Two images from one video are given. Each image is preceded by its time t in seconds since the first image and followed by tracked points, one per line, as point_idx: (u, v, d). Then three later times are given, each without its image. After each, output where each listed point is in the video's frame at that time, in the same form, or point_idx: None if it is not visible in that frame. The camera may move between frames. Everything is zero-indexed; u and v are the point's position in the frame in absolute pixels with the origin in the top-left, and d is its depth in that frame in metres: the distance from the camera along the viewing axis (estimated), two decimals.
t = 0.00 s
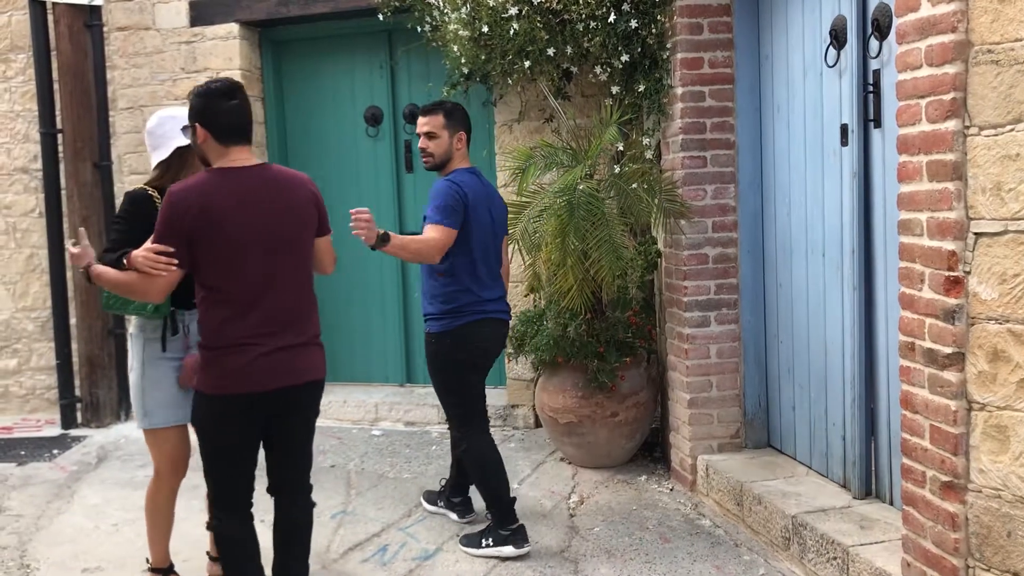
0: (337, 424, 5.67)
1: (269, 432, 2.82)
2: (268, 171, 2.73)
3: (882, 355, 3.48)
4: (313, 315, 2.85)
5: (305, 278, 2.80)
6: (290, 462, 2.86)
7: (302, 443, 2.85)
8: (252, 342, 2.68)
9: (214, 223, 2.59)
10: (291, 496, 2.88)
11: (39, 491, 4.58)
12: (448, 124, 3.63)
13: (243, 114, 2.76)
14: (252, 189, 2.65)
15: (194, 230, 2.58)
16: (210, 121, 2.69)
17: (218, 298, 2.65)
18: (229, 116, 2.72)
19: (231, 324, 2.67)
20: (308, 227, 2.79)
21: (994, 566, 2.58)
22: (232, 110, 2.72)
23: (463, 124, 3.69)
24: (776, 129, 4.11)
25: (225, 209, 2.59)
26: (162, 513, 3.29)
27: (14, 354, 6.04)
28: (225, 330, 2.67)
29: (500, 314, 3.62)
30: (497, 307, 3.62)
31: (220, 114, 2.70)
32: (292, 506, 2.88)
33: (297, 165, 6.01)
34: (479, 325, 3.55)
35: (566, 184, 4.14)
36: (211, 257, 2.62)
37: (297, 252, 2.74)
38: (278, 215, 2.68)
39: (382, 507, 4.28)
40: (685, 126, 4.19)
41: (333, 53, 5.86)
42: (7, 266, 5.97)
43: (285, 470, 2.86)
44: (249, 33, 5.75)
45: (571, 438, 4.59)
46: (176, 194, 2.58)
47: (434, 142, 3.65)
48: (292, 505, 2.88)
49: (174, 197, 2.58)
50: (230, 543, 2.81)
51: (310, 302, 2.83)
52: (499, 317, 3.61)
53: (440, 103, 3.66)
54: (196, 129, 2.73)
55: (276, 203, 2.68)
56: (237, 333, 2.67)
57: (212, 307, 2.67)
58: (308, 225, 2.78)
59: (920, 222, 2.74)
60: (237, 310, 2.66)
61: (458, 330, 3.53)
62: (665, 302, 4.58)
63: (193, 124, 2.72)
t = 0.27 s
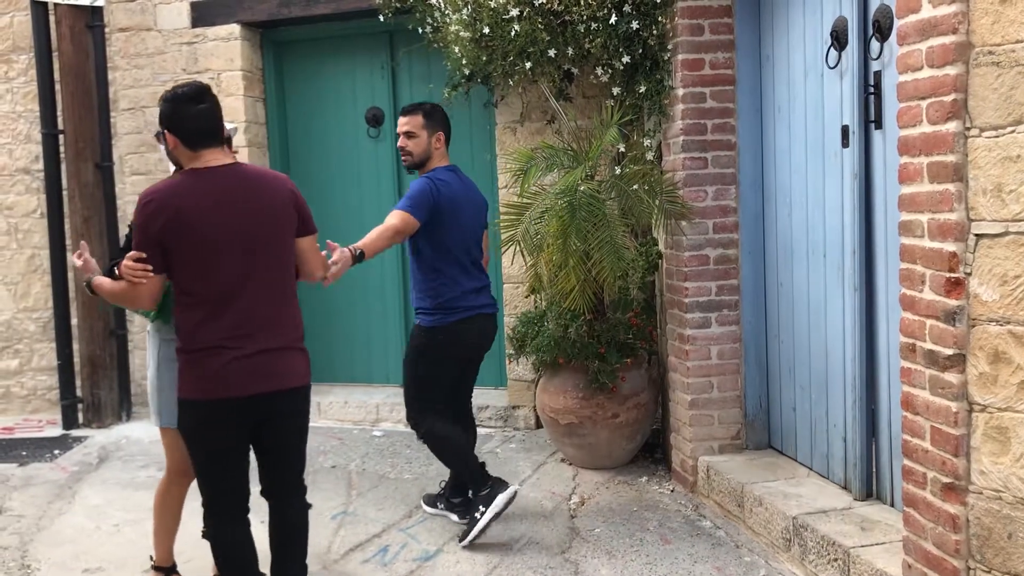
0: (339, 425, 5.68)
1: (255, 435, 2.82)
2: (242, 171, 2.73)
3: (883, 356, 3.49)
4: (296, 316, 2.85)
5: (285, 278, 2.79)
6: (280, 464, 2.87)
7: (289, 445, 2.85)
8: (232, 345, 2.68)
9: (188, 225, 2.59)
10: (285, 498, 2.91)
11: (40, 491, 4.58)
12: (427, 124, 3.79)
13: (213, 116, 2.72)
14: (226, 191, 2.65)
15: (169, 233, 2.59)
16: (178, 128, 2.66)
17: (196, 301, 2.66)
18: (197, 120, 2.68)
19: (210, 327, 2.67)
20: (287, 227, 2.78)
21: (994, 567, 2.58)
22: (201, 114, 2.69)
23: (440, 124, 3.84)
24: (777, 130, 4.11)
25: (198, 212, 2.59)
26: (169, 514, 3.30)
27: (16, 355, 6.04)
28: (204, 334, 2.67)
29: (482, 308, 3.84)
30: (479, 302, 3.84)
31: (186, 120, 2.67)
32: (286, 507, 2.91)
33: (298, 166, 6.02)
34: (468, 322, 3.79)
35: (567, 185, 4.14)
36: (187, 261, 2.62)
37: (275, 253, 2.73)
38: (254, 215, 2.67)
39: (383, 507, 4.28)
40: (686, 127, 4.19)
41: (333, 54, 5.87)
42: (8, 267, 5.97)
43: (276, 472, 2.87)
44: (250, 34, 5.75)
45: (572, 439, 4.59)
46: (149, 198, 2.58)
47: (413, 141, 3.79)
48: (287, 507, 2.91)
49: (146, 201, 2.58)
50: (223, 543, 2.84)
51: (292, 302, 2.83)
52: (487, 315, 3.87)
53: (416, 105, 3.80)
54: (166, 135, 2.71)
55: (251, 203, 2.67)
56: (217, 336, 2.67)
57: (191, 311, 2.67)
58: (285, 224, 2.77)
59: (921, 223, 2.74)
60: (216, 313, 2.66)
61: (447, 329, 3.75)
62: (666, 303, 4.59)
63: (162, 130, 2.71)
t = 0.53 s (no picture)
0: (340, 425, 5.68)
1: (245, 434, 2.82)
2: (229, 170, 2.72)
3: (883, 356, 3.48)
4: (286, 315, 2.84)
5: (274, 278, 2.78)
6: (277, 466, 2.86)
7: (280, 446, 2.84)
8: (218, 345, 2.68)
9: (171, 225, 2.60)
10: (279, 500, 2.90)
11: (40, 491, 4.59)
12: (406, 126, 3.82)
13: (195, 109, 2.73)
14: (210, 190, 2.64)
15: (153, 234, 2.60)
16: (165, 119, 2.67)
17: (183, 301, 2.67)
18: (184, 112, 2.70)
19: (197, 328, 2.68)
20: (275, 226, 2.76)
21: (995, 567, 2.58)
22: (182, 108, 2.70)
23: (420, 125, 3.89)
24: (779, 130, 4.10)
25: (182, 212, 2.60)
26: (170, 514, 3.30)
27: (17, 354, 6.04)
28: (191, 334, 2.68)
29: (467, 305, 3.88)
30: (463, 298, 3.88)
31: (171, 112, 2.68)
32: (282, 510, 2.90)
33: (299, 166, 6.02)
34: (451, 317, 3.82)
35: (567, 186, 4.14)
36: (172, 261, 2.63)
37: (262, 252, 2.72)
38: (239, 215, 2.67)
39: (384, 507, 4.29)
40: (687, 127, 4.19)
41: (334, 54, 5.87)
42: (10, 267, 5.98)
43: (271, 473, 2.87)
44: (251, 34, 5.75)
45: (572, 439, 4.59)
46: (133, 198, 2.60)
47: (393, 143, 3.83)
48: (283, 510, 2.90)
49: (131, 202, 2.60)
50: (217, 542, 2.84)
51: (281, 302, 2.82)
52: (470, 311, 3.90)
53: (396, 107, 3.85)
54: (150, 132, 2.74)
55: (236, 203, 2.67)
56: (203, 336, 2.68)
57: (178, 312, 2.69)
58: (274, 223, 2.76)
59: (921, 223, 2.74)
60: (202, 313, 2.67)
61: (430, 325, 3.78)
62: (667, 303, 4.58)
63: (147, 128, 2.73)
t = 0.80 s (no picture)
0: (342, 423, 5.68)
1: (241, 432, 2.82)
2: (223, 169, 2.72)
3: (886, 354, 3.48)
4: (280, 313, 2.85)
5: (268, 276, 2.79)
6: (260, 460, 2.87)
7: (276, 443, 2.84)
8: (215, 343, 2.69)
9: (167, 225, 2.60)
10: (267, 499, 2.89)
11: (43, 489, 4.59)
12: (376, 132, 3.81)
13: (191, 106, 2.73)
14: (206, 188, 2.65)
15: (149, 233, 2.60)
16: (163, 115, 2.67)
17: (179, 300, 2.67)
18: (181, 108, 2.71)
19: (193, 326, 2.68)
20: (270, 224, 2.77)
21: (997, 565, 2.58)
22: (178, 105, 2.70)
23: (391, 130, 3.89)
24: (781, 128, 4.10)
25: (177, 210, 2.60)
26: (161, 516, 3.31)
27: (19, 352, 6.05)
28: (187, 333, 2.69)
29: (437, 305, 3.91)
30: (434, 299, 3.90)
31: (168, 108, 2.69)
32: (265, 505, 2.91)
33: (301, 164, 6.02)
34: (420, 318, 3.83)
35: (569, 183, 4.15)
36: (168, 260, 2.63)
37: (257, 251, 2.73)
38: (234, 214, 2.67)
39: (386, 505, 4.29)
40: (690, 124, 4.19)
41: (336, 52, 5.87)
42: (12, 265, 5.98)
43: (256, 468, 2.88)
44: (253, 32, 5.75)
45: (574, 437, 4.59)
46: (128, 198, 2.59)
47: (365, 149, 3.83)
48: (265, 505, 2.92)
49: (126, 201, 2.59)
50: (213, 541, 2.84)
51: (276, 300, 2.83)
52: (440, 311, 3.92)
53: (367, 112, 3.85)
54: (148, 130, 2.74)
55: (231, 201, 2.67)
56: (199, 335, 2.68)
57: (175, 311, 2.69)
58: (268, 222, 2.76)
59: (924, 221, 2.74)
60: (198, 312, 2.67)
61: (399, 325, 3.80)
62: (669, 301, 4.58)
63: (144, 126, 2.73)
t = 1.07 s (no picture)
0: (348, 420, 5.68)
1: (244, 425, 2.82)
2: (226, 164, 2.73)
3: (892, 349, 3.47)
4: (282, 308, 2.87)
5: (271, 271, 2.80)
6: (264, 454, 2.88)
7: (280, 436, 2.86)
8: (220, 338, 2.70)
9: (173, 221, 2.60)
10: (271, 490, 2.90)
11: (50, 486, 4.61)
12: (337, 127, 3.85)
13: (202, 101, 2.73)
14: (212, 184, 2.66)
15: (154, 229, 2.60)
16: (174, 110, 2.68)
17: (185, 295, 2.68)
18: (191, 102, 2.71)
19: (198, 321, 2.69)
20: (274, 220, 2.78)
21: (1004, 561, 2.57)
22: (189, 101, 2.70)
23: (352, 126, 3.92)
24: (786, 124, 4.09)
25: (183, 207, 2.61)
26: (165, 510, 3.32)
27: (26, 350, 6.07)
28: (192, 327, 2.70)
29: (399, 299, 3.95)
30: (396, 292, 3.95)
31: (180, 101, 2.70)
32: (271, 499, 2.90)
33: (306, 161, 6.02)
34: (383, 310, 3.88)
35: (574, 180, 4.14)
36: (173, 256, 2.64)
37: (261, 245, 2.74)
38: (240, 210, 2.68)
39: (392, 502, 4.29)
40: (695, 120, 4.18)
41: (341, 49, 5.87)
42: (18, 262, 5.99)
43: (259, 461, 2.88)
44: (258, 29, 5.75)
45: (580, 434, 4.58)
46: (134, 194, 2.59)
47: (327, 146, 3.86)
48: (271, 499, 2.91)
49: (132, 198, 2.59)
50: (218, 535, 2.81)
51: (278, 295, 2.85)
52: (401, 305, 3.97)
53: (328, 108, 3.87)
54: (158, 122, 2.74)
55: (236, 197, 2.68)
56: (204, 329, 2.70)
57: (180, 306, 2.69)
58: (272, 217, 2.78)
59: (930, 216, 2.73)
60: (203, 306, 2.68)
61: (360, 318, 3.84)
62: (674, 298, 4.57)
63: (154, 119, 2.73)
